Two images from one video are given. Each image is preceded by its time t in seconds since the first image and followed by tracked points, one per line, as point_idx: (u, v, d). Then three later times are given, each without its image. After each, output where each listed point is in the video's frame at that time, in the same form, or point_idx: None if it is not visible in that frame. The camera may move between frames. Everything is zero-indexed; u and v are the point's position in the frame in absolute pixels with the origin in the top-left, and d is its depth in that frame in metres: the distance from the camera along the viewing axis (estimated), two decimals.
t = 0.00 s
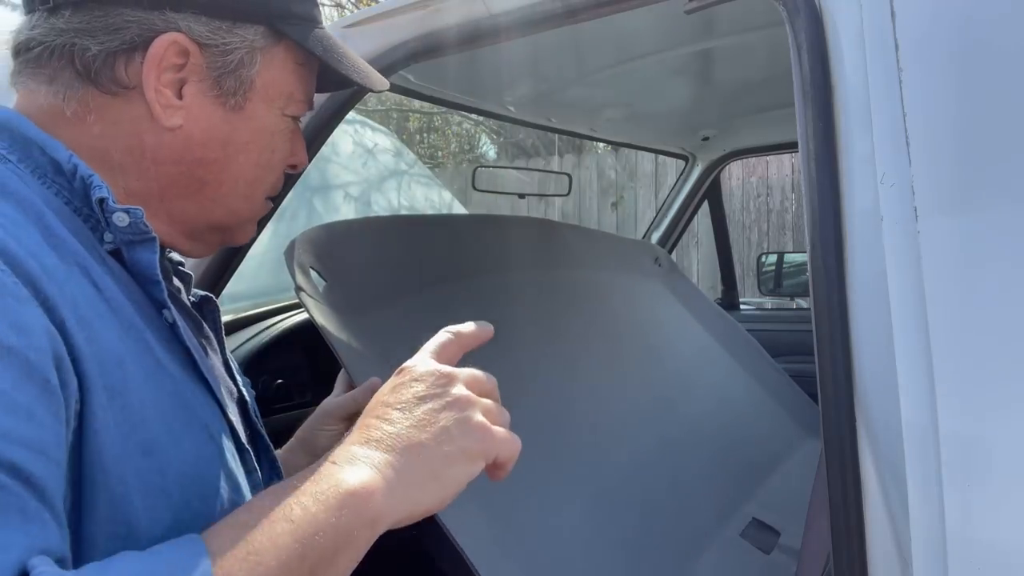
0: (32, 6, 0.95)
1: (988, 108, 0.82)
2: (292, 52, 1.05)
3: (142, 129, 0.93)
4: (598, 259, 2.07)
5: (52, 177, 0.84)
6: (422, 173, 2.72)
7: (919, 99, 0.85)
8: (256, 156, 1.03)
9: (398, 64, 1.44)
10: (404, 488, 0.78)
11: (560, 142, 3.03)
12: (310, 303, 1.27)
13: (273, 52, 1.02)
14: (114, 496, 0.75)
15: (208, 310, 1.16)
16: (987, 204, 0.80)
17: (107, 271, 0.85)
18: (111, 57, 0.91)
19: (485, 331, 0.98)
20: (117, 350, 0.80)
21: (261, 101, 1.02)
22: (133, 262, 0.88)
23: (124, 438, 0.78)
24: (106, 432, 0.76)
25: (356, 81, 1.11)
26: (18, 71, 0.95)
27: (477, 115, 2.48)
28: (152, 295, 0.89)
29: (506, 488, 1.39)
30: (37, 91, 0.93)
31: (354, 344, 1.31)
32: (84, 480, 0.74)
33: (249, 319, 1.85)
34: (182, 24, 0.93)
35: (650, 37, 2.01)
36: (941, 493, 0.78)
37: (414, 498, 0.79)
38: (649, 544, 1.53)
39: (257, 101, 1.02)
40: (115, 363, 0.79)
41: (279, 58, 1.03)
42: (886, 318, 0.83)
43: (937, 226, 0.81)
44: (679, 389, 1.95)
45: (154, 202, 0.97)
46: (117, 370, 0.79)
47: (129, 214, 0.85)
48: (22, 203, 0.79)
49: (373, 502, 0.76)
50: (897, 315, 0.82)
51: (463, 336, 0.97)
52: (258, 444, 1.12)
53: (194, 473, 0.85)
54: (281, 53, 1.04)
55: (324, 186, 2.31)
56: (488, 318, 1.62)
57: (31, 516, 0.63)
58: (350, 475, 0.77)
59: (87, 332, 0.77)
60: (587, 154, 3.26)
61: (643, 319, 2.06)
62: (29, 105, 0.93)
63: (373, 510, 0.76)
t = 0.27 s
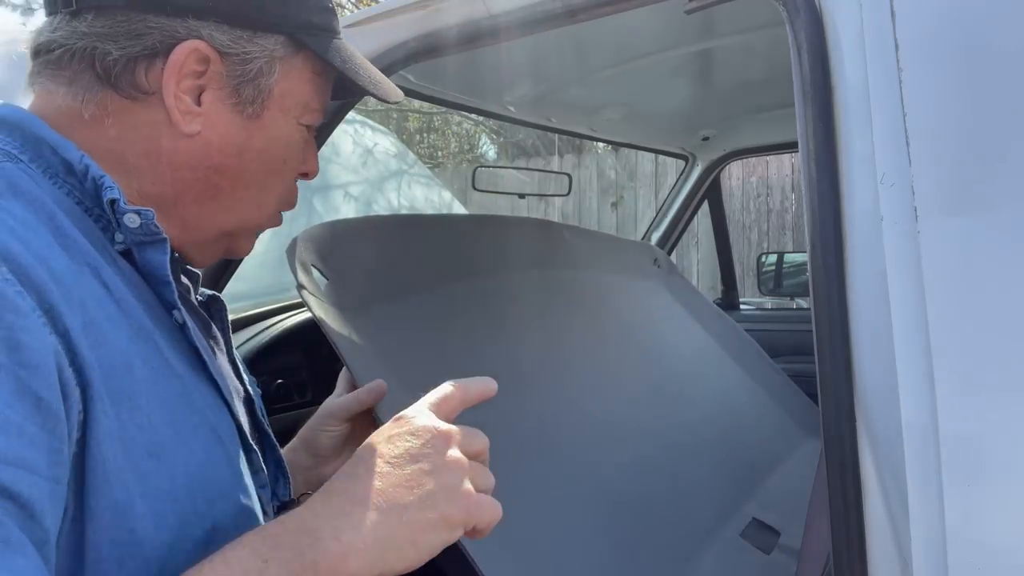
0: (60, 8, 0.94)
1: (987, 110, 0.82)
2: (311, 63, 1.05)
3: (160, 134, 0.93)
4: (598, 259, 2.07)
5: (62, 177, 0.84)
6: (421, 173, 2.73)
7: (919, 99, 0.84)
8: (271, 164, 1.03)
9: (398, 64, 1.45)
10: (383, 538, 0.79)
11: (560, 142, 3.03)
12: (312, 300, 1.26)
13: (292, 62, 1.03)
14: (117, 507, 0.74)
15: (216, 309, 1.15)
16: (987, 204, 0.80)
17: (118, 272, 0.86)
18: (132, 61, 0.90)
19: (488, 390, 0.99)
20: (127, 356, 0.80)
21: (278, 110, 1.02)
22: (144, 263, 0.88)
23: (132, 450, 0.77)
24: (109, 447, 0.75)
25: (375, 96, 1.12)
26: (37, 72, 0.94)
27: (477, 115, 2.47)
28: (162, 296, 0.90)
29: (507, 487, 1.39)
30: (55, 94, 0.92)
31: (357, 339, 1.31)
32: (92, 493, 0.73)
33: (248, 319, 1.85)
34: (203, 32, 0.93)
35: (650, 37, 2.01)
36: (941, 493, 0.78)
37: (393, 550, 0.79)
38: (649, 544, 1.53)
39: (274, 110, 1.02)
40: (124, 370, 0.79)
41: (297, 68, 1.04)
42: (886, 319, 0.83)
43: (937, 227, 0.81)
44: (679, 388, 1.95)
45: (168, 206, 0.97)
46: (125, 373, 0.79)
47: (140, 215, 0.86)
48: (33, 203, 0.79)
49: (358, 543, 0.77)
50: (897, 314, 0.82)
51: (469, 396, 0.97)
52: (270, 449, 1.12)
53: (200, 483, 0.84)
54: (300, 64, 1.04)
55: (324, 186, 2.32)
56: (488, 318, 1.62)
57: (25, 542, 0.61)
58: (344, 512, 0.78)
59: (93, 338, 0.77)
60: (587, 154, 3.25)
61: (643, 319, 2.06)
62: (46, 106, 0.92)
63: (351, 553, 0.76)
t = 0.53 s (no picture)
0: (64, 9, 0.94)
1: (987, 109, 0.82)
2: (313, 68, 1.05)
3: (162, 135, 0.93)
4: (598, 259, 2.07)
5: (64, 177, 0.84)
6: (422, 173, 2.74)
7: (919, 99, 0.84)
8: (271, 167, 1.03)
9: (397, 63, 1.44)
10: None
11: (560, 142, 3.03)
12: (311, 302, 1.25)
13: (296, 67, 1.03)
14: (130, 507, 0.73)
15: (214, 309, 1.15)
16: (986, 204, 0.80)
17: (119, 271, 0.86)
18: (137, 62, 0.90)
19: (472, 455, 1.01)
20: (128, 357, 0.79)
21: (279, 114, 1.03)
22: (146, 262, 0.88)
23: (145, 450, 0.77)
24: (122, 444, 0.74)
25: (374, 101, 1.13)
26: (38, 70, 0.94)
27: (477, 115, 2.47)
28: (164, 296, 0.90)
29: (507, 487, 1.39)
30: (56, 91, 0.92)
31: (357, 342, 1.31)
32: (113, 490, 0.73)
33: (248, 320, 1.85)
34: (209, 35, 0.93)
35: (650, 38, 2.01)
36: (941, 493, 0.78)
37: None
38: (649, 544, 1.53)
39: (276, 113, 1.02)
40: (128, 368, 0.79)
41: (300, 73, 1.04)
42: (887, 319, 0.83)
43: (937, 227, 0.81)
44: (679, 388, 1.95)
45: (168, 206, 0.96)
46: (132, 371, 0.79)
47: (143, 215, 0.86)
48: (35, 203, 0.79)
49: None
50: (897, 314, 0.82)
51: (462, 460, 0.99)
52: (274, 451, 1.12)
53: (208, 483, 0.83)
54: (303, 68, 1.04)
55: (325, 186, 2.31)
56: (488, 318, 1.62)
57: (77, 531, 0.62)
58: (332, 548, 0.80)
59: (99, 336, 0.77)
60: (587, 154, 3.26)
61: (643, 319, 2.06)
62: (47, 103, 0.92)
63: None
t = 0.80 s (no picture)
0: None
1: (989, 107, 0.81)
2: (296, 65, 1.00)
3: (143, 135, 0.87)
4: (598, 259, 2.07)
5: (36, 174, 0.79)
6: (422, 172, 2.69)
7: (919, 98, 0.84)
8: (253, 165, 0.99)
9: (397, 63, 1.45)
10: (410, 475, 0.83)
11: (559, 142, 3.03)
12: (309, 306, 1.26)
13: (279, 64, 0.97)
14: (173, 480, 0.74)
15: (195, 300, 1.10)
16: (986, 203, 0.79)
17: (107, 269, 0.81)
18: (118, 60, 0.84)
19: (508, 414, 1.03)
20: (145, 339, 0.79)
21: (262, 112, 0.97)
22: (129, 258, 0.83)
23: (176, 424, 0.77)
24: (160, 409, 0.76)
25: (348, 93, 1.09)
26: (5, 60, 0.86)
27: (477, 114, 2.47)
28: (154, 287, 0.86)
29: (507, 488, 1.39)
30: (28, 85, 0.85)
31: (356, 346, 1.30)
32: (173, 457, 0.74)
33: (248, 320, 1.88)
34: (195, 33, 0.86)
35: (650, 37, 2.01)
36: (941, 494, 0.78)
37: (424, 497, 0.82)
38: (649, 544, 1.53)
39: (257, 112, 0.96)
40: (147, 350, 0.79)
41: (283, 71, 0.98)
42: (887, 320, 0.83)
43: (936, 226, 0.81)
44: (679, 388, 1.95)
45: (149, 206, 0.92)
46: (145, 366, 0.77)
47: (124, 211, 0.81)
48: (9, 202, 0.74)
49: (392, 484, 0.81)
50: (897, 315, 0.82)
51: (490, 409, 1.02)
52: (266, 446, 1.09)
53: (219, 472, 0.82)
54: (285, 65, 0.98)
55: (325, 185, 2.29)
56: (488, 317, 1.62)
57: (187, 467, 0.67)
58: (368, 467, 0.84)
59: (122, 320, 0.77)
60: (587, 154, 3.25)
61: (643, 319, 2.06)
62: (16, 98, 0.85)
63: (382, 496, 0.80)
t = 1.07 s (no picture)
0: None
1: (989, 107, 0.81)
2: (289, 60, 0.96)
3: (130, 136, 0.86)
4: (599, 259, 2.07)
5: (35, 179, 0.78)
6: (422, 173, 2.68)
7: (919, 97, 0.84)
8: (245, 161, 0.97)
9: (398, 64, 1.45)
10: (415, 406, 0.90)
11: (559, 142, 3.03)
12: (309, 306, 1.26)
13: (270, 60, 0.93)
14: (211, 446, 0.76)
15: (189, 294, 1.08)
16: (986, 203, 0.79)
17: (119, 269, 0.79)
18: (101, 62, 0.81)
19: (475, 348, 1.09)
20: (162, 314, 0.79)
21: (252, 109, 0.94)
22: (135, 260, 0.82)
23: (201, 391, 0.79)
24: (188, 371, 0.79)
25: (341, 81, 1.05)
26: None
27: (477, 114, 2.47)
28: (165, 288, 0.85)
29: (507, 488, 1.39)
30: (10, 87, 0.83)
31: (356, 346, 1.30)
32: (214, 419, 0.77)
33: (248, 320, 1.89)
34: (179, 33, 0.83)
35: (650, 37, 2.01)
36: (941, 494, 0.78)
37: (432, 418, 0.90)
38: (649, 544, 1.53)
39: (248, 109, 0.94)
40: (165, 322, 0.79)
41: (275, 66, 0.94)
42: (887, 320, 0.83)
43: (937, 226, 0.81)
44: (680, 388, 1.95)
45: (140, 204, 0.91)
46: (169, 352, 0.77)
47: (131, 216, 0.80)
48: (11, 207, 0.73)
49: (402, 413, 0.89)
50: (898, 315, 0.82)
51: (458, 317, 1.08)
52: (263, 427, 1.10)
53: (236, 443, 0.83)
54: (278, 61, 0.95)
55: (324, 185, 2.26)
56: (488, 317, 1.62)
57: (231, 416, 0.71)
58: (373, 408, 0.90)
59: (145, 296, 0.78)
60: (587, 154, 3.25)
61: (644, 319, 2.06)
62: None
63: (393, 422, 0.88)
